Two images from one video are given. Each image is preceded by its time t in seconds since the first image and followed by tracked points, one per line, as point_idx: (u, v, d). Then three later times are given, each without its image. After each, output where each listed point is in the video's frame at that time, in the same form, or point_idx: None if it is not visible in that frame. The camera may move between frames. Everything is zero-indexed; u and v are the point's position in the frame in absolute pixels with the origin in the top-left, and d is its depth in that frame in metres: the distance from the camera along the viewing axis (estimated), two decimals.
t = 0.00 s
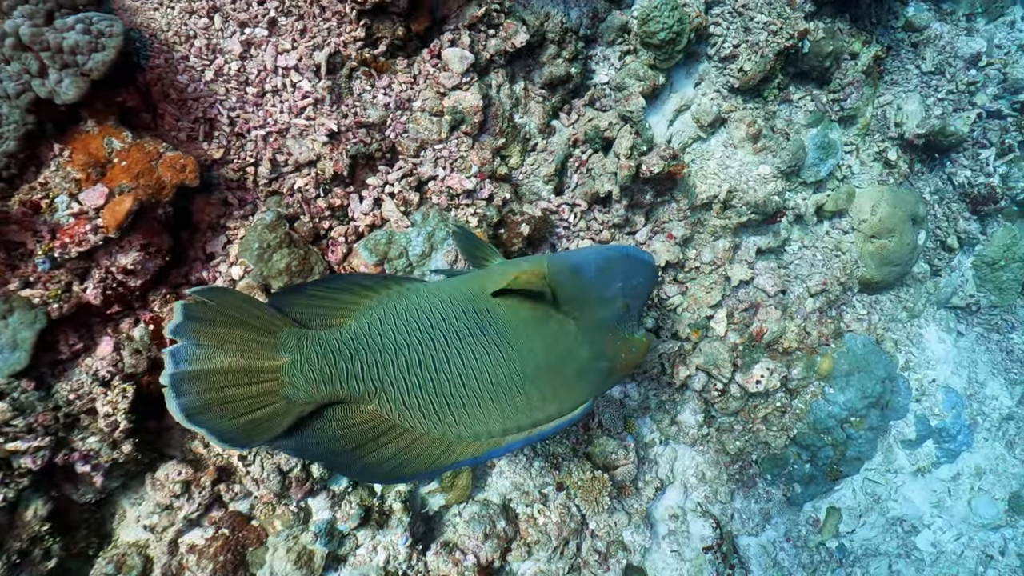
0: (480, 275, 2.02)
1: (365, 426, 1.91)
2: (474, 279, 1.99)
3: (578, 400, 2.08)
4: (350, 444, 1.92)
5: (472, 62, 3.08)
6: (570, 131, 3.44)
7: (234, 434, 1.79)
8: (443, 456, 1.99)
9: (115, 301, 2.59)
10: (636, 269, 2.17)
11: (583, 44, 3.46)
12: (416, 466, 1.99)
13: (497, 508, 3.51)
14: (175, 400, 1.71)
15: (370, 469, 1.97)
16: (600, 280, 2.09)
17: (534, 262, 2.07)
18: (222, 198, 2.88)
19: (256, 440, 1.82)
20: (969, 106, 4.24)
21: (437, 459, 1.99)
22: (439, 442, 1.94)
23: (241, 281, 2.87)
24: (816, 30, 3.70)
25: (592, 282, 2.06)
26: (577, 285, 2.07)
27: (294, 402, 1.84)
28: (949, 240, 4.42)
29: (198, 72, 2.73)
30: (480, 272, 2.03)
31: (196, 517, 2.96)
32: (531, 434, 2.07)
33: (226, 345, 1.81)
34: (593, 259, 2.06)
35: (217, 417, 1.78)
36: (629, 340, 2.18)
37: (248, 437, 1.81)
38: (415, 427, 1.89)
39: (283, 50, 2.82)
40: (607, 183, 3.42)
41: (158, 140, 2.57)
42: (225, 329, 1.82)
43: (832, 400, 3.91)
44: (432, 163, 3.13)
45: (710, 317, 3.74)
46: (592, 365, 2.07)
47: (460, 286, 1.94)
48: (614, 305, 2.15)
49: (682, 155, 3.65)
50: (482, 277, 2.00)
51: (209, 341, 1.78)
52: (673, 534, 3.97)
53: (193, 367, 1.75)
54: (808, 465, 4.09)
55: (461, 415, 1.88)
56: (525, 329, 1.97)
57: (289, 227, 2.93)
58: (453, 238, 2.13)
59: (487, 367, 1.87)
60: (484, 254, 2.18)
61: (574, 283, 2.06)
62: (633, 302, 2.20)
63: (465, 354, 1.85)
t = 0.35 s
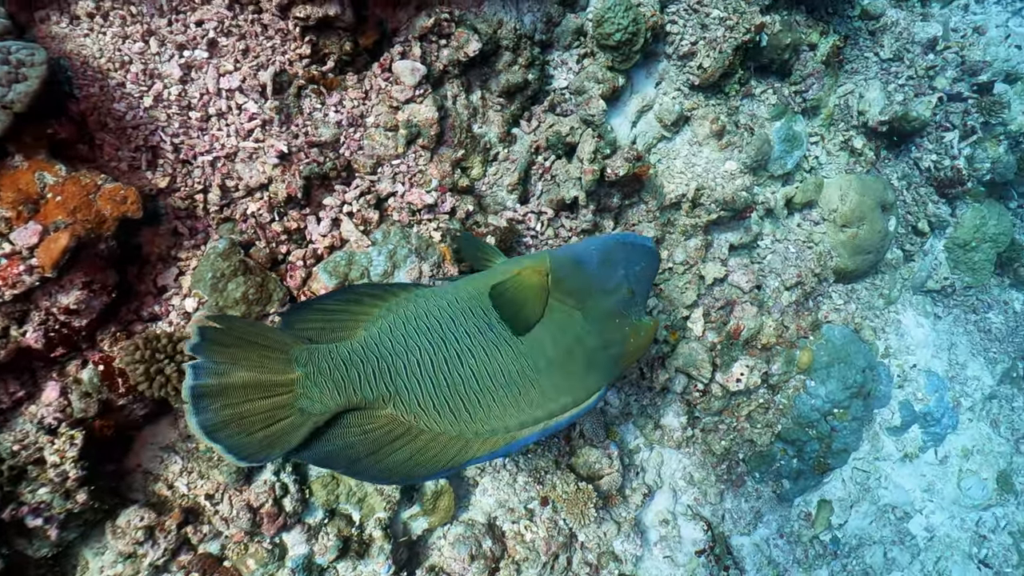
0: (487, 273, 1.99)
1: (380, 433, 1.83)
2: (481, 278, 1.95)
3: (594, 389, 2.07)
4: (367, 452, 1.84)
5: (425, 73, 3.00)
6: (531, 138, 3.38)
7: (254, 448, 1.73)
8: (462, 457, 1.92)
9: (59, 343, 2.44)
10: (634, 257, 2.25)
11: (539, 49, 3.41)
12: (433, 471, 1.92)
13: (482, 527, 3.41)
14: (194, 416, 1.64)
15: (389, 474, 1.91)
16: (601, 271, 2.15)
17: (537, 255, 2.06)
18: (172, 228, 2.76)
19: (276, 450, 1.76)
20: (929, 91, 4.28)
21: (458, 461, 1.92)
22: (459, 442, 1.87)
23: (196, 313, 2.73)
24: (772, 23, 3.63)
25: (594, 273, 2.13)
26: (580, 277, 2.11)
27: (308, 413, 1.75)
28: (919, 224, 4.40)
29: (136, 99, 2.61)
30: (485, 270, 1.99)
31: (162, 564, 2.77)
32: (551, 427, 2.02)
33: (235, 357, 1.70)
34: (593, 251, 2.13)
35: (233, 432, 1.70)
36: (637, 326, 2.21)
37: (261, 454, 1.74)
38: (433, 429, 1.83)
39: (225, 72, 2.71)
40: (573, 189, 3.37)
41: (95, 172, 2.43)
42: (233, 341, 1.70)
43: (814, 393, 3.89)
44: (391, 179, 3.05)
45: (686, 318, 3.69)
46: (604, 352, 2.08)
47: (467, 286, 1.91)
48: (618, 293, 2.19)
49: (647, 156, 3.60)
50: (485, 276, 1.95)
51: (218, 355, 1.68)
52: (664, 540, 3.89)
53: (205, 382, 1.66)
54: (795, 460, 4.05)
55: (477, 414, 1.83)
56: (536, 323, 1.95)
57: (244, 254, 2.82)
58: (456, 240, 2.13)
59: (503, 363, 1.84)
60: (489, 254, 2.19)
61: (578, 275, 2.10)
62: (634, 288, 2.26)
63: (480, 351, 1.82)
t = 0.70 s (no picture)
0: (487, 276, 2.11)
1: (400, 432, 2.04)
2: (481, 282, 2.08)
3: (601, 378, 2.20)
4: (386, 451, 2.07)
5: (382, 88, 2.94)
6: (497, 148, 3.33)
7: (281, 454, 2.04)
8: (477, 450, 2.12)
9: (5, 389, 2.28)
10: (634, 244, 2.33)
11: (500, 58, 3.35)
12: (454, 461, 2.15)
13: (469, 548, 3.36)
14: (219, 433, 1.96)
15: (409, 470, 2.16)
16: (602, 260, 2.24)
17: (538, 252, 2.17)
18: (125, 261, 2.64)
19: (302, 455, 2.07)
20: (895, 82, 4.29)
21: (473, 454, 2.13)
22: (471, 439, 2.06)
23: (154, 348, 2.60)
24: (735, 22, 3.63)
25: (595, 263, 2.21)
26: (581, 268, 2.20)
27: (328, 421, 2.01)
28: (894, 214, 4.38)
29: (78, 127, 2.49)
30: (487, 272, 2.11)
31: None
32: (558, 418, 2.20)
33: (255, 379, 1.98)
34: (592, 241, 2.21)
35: (260, 443, 2.02)
36: (643, 311, 2.29)
37: (290, 457, 2.04)
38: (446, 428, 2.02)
39: (173, 96, 2.62)
40: (542, 198, 3.30)
41: (35, 205, 2.27)
42: (251, 366, 1.98)
43: (799, 391, 3.84)
44: (353, 198, 2.97)
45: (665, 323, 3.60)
46: (609, 341, 2.20)
47: (467, 290, 2.03)
48: (622, 280, 2.27)
49: (615, 161, 3.57)
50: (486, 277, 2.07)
51: (239, 378, 1.97)
52: (656, 548, 3.83)
53: (230, 402, 1.97)
54: (783, 459, 4.00)
55: (487, 410, 2.00)
56: (537, 320, 2.08)
57: (203, 283, 2.71)
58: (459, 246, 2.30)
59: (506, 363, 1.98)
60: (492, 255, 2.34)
61: (579, 267, 2.19)
62: (638, 273, 2.33)
63: (486, 351, 1.97)
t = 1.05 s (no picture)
0: (491, 278, 2.23)
1: (418, 437, 2.03)
2: (486, 284, 2.18)
3: (614, 364, 2.25)
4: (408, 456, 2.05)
5: (337, 109, 2.86)
6: (461, 164, 3.26)
7: (306, 467, 2.05)
8: (500, 449, 2.10)
9: None
10: (633, 230, 2.49)
11: (460, 72, 3.30)
12: (475, 465, 2.12)
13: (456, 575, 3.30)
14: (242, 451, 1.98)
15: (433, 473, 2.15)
16: (608, 248, 2.37)
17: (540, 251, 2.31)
18: (72, 302, 2.50)
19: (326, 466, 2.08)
20: (859, 76, 4.31)
21: (497, 453, 2.10)
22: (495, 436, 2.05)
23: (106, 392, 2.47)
24: (696, 24, 3.60)
25: (601, 250, 2.35)
26: (587, 258, 2.32)
27: (347, 429, 2.00)
28: (866, 207, 4.38)
29: (14, 164, 2.32)
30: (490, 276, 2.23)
31: None
32: (578, 408, 2.20)
33: (273, 395, 2.01)
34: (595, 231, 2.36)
35: (283, 458, 2.03)
36: (649, 295, 2.41)
37: (312, 469, 2.06)
38: (466, 427, 2.00)
39: (116, 127, 2.49)
40: (510, 213, 3.27)
41: None
42: (269, 382, 2.02)
43: (782, 392, 3.79)
44: (314, 223, 2.88)
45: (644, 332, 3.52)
46: (618, 326, 2.28)
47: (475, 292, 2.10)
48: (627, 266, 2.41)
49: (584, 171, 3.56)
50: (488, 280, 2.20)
51: (257, 396, 2.00)
52: (648, 560, 3.70)
53: (251, 420, 2.00)
54: (772, 462, 3.93)
55: (505, 407, 1.99)
56: (548, 312, 2.15)
57: (157, 320, 2.58)
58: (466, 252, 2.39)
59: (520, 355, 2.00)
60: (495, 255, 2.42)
61: (585, 255, 2.31)
62: (642, 259, 2.48)
63: (499, 347, 1.98)
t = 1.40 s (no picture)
0: (496, 277, 2.10)
1: (435, 440, 1.95)
2: (492, 282, 2.05)
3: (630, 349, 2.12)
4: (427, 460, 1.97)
5: (297, 132, 2.77)
6: (431, 182, 3.21)
7: (329, 479, 2.02)
8: (520, 444, 2.02)
9: None
10: (634, 221, 2.35)
11: (425, 88, 3.25)
12: (496, 462, 2.03)
13: None
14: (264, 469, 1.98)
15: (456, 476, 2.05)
16: (608, 239, 2.21)
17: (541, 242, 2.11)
18: (23, 343, 2.38)
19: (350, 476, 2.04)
20: (828, 76, 4.32)
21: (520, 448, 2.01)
22: (516, 432, 1.95)
23: (61, 438, 2.34)
24: (662, 31, 3.60)
25: (603, 241, 2.20)
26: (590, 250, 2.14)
27: (365, 438, 1.94)
28: (843, 205, 4.37)
29: None
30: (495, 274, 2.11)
31: None
32: (597, 396, 2.10)
33: (290, 411, 2.01)
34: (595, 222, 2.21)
35: (305, 471, 2.02)
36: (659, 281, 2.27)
37: (333, 480, 2.03)
38: (483, 426, 1.91)
39: (63, 160, 2.38)
40: (482, 229, 3.23)
41: None
42: (285, 398, 2.02)
43: (768, 396, 3.75)
44: (279, 249, 2.80)
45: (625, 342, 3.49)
46: (633, 314, 2.12)
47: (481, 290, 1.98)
48: (630, 256, 2.25)
49: (556, 183, 3.53)
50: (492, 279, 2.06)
51: (275, 412, 2.00)
52: None
53: (270, 437, 1.99)
54: (761, 467, 3.89)
55: (523, 403, 1.87)
56: (556, 305, 1.99)
57: (115, 358, 2.48)
58: (464, 255, 2.21)
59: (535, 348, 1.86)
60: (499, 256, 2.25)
61: (588, 247, 2.14)
62: (642, 247, 2.35)
63: (512, 343, 1.84)
